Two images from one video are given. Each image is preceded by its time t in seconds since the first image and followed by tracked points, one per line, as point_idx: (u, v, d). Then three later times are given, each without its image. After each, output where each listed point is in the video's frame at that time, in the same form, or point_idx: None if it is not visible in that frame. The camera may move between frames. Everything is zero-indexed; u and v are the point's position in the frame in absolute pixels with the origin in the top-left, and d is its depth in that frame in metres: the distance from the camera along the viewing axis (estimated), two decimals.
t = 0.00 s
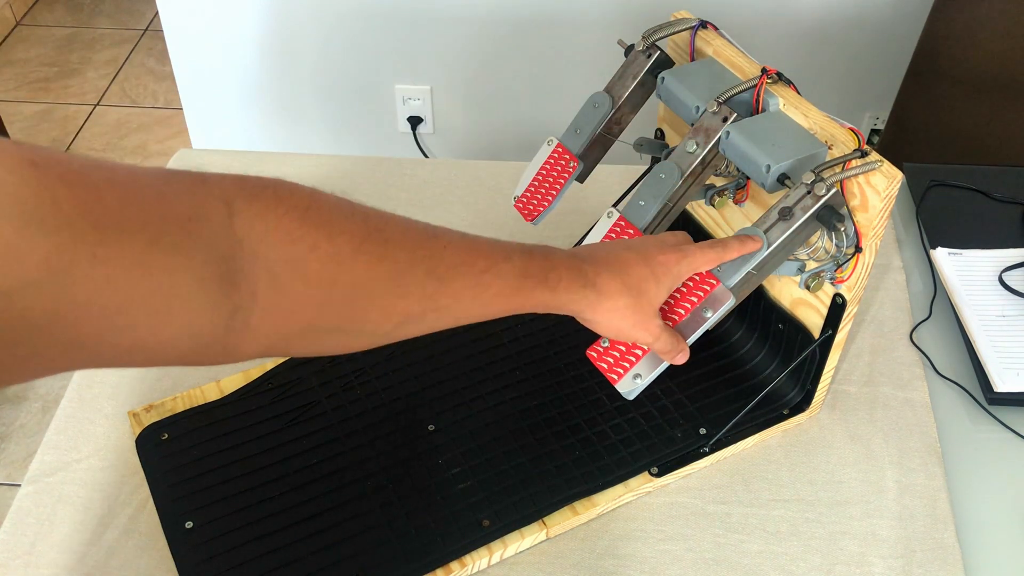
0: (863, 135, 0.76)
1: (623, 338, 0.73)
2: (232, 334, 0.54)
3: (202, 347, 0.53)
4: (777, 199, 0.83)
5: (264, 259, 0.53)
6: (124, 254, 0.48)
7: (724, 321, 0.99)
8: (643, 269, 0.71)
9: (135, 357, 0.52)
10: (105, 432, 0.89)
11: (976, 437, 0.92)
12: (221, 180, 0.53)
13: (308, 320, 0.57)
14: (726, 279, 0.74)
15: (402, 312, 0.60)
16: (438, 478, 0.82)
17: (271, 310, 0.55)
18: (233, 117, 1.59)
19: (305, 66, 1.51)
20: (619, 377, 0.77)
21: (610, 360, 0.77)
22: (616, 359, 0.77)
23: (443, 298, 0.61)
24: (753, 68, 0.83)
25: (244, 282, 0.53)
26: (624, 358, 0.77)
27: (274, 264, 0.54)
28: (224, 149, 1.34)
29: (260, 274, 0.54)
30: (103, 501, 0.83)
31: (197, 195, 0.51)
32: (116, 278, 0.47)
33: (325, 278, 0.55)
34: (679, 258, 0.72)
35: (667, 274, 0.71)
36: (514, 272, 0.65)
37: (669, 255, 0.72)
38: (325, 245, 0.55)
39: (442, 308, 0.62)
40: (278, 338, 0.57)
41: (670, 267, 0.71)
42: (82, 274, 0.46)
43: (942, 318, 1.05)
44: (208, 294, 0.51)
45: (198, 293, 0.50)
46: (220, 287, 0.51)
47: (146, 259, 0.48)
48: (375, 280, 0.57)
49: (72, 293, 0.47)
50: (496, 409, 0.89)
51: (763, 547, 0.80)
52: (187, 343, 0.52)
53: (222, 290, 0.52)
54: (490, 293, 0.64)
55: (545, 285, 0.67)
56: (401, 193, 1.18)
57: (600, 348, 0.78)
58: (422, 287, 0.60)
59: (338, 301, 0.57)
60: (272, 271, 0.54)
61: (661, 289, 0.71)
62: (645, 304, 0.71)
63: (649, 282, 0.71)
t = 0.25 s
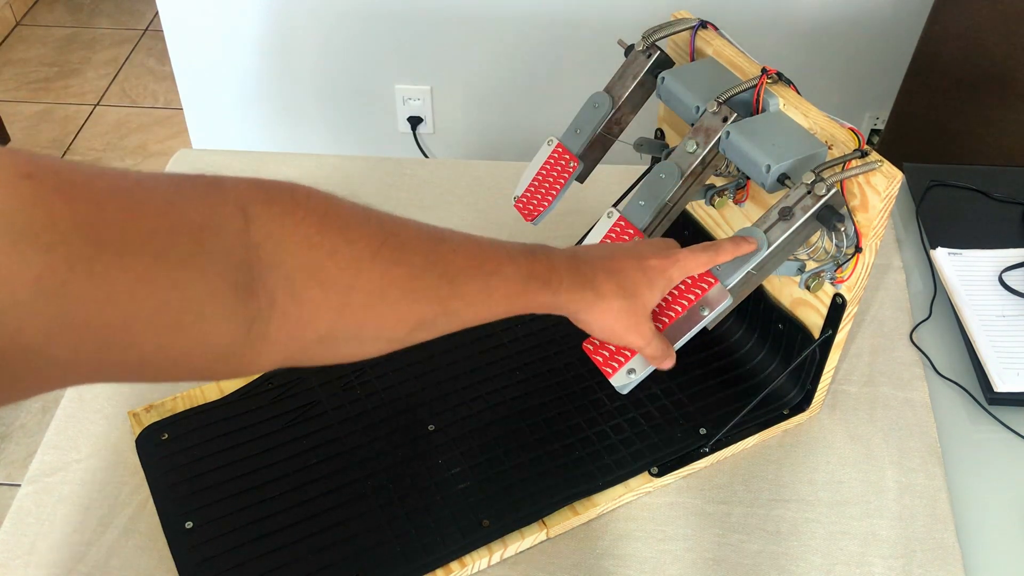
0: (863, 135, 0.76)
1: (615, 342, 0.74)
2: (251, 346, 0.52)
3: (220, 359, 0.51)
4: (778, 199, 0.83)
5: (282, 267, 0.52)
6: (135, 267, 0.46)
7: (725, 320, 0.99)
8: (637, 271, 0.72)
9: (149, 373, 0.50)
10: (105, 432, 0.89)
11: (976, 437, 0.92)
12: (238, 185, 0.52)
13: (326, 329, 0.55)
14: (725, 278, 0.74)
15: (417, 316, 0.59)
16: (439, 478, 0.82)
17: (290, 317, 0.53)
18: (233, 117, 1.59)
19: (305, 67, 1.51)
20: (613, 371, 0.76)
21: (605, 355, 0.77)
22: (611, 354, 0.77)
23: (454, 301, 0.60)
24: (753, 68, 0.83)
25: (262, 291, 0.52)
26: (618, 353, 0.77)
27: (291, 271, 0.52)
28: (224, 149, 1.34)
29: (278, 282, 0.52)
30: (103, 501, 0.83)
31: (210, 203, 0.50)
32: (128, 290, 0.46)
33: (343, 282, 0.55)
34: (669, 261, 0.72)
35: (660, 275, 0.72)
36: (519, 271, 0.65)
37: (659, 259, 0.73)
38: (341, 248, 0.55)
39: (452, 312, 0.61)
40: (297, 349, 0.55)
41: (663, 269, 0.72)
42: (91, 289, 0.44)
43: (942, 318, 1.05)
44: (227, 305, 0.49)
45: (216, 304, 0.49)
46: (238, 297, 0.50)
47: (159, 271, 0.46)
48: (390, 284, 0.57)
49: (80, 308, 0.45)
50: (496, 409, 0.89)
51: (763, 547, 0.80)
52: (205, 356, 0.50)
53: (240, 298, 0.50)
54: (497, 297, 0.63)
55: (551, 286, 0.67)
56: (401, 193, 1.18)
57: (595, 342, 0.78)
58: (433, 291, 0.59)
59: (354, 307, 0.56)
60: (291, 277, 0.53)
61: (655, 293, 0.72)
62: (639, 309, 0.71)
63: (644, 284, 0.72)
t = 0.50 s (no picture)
0: (863, 135, 0.76)
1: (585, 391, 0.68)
2: (221, 410, 0.48)
3: (190, 425, 0.47)
4: (778, 199, 0.83)
5: (251, 323, 0.50)
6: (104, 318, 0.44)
7: (725, 321, 0.99)
8: (588, 314, 0.67)
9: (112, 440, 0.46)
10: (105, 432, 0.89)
11: (975, 437, 0.92)
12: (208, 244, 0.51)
13: (296, 387, 0.51)
14: (725, 278, 0.74)
15: (387, 372, 0.54)
16: (439, 478, 0.82)
17: (259, 377, 0.50)
18: (233, 117, 1.59)
19: (305, 67, 1.51)
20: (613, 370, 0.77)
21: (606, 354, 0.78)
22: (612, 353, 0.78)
23: (427, 358, 0.56)
24: (753, 68, 0.83)
25: (233, 347, 0.49)
26: (619, 352, 0.77)
27: (260, 328, 0.50)
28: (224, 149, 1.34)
29: (249, 338, 0.50)
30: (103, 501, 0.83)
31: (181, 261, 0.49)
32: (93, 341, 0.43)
33: (311, 337, 0.52)
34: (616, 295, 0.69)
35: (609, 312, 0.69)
36: (486, 325, 0.61)
37: (608, 297, 0.69)
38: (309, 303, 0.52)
39: (423, 369, 0.56)
40: (263, 411, 0.50)
41: (609, 304, 0.69)
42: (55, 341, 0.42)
43: (942, 318, 1.05)
44: (197, 359, 0.47)
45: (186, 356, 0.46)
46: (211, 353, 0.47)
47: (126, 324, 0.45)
48: (359, 340, 0.54)
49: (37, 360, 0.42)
50: (496, 409, 0.89)
51: (763, 547, 0.80)
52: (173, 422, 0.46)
53: (211, 357, 0.47)
54: (470, 355, 0.59)
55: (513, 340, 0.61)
56: (401, 193, 1.18)
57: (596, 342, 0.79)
58: (405, 347, 0.55)
59: (321, 363, 0.52)
60: (259, 334, 0.50)
61: (609, 330, 0.67)
62: (598, 349, 0.66)
63: (596, 324, 0.67)
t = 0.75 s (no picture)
0: (863, 136, 0.76)
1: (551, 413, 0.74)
2: (183, 432, 0.50)
3: (152, 446, 0.49)
4: (778, 199, 0.83)
5: (211, 350, 0.51)
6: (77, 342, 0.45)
7: (724, 321, 0.99)
8: (552, 341, 0.72)
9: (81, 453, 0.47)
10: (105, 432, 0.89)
11: (975, 437, 0.92)
12: (169, 271, 0.52)
13: (255, 416, 0.53)
14: (725, 277, 0.74)
15: (345, 405, 0.57)
16: (439, 478, 0.82)
17: (220, 403, 0.52)
18: (233, 117, 1.59)
19: (305, 67, 1.51)
20: (613, 371, 0.78)
21: (606, 354, 0.78)
22: (612, 353, 0.78)
23: (381, 391, 0.59)
24: (753, 68, 0.83)
25: (195, 373, 0.50)
26: (619, 352, 0.77)
27: (223, 356, 0.52)
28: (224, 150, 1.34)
29: (210, 365, 0.51)
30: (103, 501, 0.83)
31: (144, 285, 0.50)
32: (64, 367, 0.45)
33: (272, 367, 0.53)
34: (581, 320, 0.74)
35: (576, 339, 0.73)
36: (443, 359, 0.64)
37: (571, 320, 0.74)
38: (270, 334, 0.54)
39: (380, 403, 0.59)
40: (225, 435, 0.53)
41: (577, 329, 0.73)
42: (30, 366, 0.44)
43: (942, 318, 1.05)
44: (163, 385, 0.48)
45: (153, 384, 0.48)
46: (170, 373, 0.49)
47: (96, 350, 0.46)
48: (318, 371, 0.56)
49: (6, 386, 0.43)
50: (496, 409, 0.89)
51: (763, 547, 0.80)
52: (137, 441, 0.48)
53: (174, 381, 0.49)
54: (423, 388, 0.62)
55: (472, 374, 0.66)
56: (401, 193, 1.18)
57: (597, 342, 0.79)
58: (362, 379, 0.58)
59: (281, 395, 0.54)
60: (222, 361, 0.52)
61: (575, 357, 0.73)
62: (565, 377, 0.71)
63: (563, 354, 0.72)
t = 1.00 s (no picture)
0: (863, 136, 0.76)
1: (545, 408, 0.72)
2: (170, 406, 0.49)
3: (137, 419, 0.49)
4: (778, 199, 0.83)
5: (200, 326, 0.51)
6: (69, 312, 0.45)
7: (724, 320, 0.99)
8: (552, 334, 0.70)
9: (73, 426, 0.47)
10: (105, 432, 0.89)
11: (975, 437, 0.92)
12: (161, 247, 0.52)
13: (241, 392, 0.53)
14: (725, 278, 0.74)
15: (334, 385, 0.57)
16: (439, 478, 0.82)
17: (206, 377, 0.51)
18: (233, 117, 1.59)
19: (305, 66, 1.51)
20: (613, 371, 0.77)
21: (606, 354, 0.78)
22: (612, 353, 0.78)
23: (369, 374, 0.58)
24: (753, 68, 0.83)
25: (182, 347, 0.50)
26: (619, 352, 0.77)
27: (211, 334, 0.52)
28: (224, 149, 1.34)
29: (197, 341, 0.51)
30: (103, 501, 0.83)
31: (133, 259, 0.49)
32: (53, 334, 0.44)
33: (258, 348, 0.54)
34: (586, 318, 0.72)
35: (576, 336, 0.71)
36: (434, 348, 0.63)
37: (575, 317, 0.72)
38: (257, 313, 0.54)
39: (371, 382, 0.59)
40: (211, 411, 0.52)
41: (581, 328, 0.71)
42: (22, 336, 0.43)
43: (942, 318, 1.05)
44: (153, 356, 0.48)
45: (143, 354, 0.47)
46: (160, 345, 0.48)
47: (86, 319, 0.45)
48: (305, 354, 0.56)
49: None
50: (496, 409, 0.89)
51: (763, 546, 0.80)
52: (125, 413, 0.48)
53: (162, 354, 0.49)
54: (410, 373, 0.61)
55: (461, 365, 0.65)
56: (401, 193, 1.18)
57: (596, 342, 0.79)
58: (348, 362, 0.58)
59: (267, 372, 0.54)
60: (209, 339, 0.52)
61: (572, 355, 0.70)
62: (557, 372, 0.70)
63: (559, 349, 0.70)
